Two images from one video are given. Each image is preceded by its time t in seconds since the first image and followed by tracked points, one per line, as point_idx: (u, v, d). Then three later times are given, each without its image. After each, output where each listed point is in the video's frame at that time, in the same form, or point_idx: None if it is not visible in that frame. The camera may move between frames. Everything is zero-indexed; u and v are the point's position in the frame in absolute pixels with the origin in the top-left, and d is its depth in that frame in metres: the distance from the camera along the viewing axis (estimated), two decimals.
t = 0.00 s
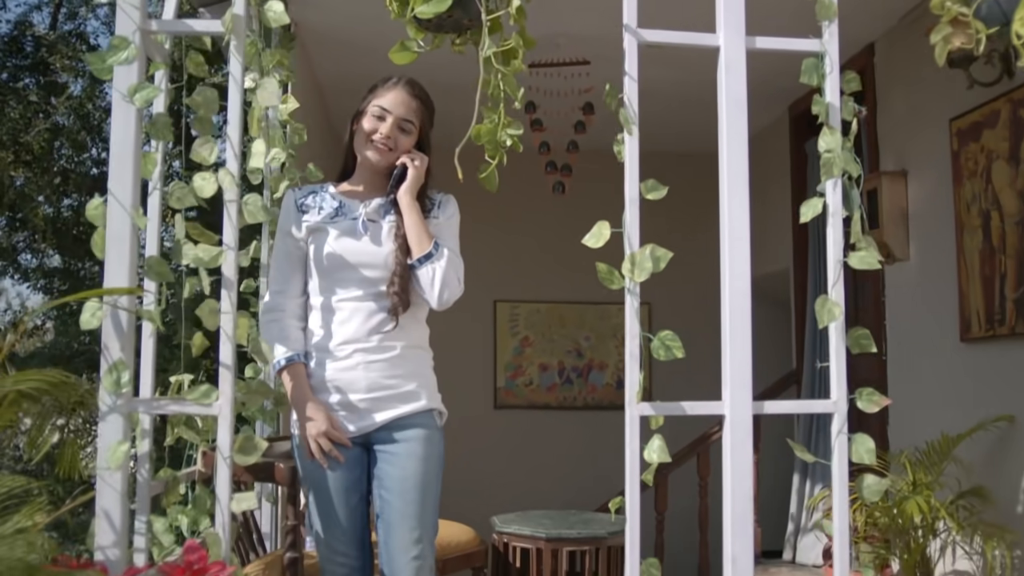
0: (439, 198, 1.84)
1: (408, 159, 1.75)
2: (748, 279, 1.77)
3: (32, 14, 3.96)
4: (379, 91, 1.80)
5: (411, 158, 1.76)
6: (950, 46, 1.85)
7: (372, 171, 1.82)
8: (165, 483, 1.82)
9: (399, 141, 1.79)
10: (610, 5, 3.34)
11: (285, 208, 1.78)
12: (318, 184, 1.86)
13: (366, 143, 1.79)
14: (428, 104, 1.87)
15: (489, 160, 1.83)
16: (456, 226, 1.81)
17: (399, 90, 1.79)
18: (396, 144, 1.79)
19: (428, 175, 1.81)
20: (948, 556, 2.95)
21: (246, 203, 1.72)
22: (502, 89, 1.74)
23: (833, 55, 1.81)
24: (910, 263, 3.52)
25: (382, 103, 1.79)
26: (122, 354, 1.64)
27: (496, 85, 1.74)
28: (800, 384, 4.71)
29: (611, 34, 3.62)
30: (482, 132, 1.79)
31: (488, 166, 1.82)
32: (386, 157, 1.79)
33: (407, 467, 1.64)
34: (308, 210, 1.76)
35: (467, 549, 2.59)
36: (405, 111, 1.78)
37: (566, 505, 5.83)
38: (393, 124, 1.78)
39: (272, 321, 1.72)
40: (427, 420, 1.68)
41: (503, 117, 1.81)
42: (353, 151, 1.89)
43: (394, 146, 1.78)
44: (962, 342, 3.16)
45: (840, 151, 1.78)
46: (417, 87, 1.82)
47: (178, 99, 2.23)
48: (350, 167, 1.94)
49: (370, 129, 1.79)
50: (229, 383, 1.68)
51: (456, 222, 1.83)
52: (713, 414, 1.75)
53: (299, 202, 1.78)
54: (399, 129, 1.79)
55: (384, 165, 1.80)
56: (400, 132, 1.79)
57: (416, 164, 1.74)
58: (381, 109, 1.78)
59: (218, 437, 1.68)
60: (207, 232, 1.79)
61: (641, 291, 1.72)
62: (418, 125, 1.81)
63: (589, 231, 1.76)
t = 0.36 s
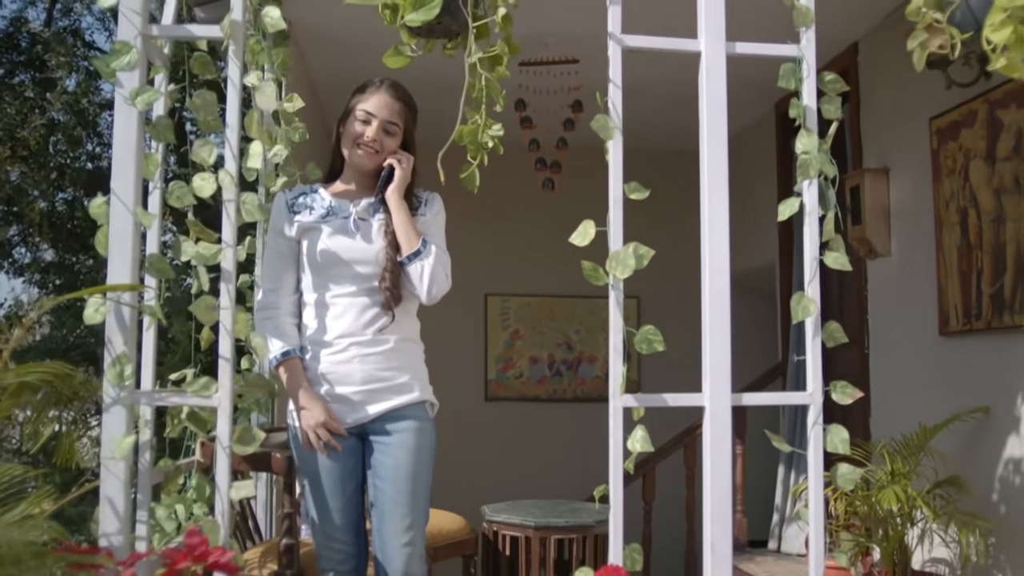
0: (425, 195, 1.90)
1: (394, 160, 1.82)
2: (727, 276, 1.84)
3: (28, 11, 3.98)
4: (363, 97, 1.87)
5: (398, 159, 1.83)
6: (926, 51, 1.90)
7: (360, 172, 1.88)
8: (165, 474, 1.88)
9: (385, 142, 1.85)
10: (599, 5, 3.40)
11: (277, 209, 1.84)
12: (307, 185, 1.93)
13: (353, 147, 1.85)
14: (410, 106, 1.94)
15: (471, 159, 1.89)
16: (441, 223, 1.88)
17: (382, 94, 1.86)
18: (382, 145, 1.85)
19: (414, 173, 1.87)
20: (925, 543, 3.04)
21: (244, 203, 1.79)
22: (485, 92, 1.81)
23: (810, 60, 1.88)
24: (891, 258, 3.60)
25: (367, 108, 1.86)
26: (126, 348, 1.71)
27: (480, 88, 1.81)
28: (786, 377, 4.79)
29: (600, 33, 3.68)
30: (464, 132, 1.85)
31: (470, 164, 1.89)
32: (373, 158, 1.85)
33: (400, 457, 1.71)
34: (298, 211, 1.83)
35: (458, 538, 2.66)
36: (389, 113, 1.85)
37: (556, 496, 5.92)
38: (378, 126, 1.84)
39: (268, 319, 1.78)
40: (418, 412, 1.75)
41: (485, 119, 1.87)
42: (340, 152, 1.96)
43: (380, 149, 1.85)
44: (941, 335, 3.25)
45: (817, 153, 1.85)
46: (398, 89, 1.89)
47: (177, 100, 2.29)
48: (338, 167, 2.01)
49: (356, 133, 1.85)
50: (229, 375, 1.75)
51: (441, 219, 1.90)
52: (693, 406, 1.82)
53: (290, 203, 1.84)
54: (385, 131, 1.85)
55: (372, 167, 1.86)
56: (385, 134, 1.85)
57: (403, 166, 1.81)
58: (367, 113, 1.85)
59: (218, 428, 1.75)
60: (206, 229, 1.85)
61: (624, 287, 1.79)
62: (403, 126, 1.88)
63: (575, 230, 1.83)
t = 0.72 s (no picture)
0: (417, 193, 1.95)
1: (384, 158, 1.87)
2: (710, 274, 1.90)
3: (25, 9, 4.02)
4: (358, 98, 1.94)
5: (386, 157, 1.87)
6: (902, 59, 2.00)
7: (355, 172, 1.95)
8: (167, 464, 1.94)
9: (375, 141, 1.91)
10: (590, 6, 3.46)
11: (275, 211, 1.91)
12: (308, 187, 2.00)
13: (347, 146, 1.92)
14: (405, 106, 1.99)
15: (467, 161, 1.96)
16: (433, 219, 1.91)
17: (375, 95, 1.93)
18: (371, 144, 1.91)
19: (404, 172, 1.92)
20: (906, 532, 3.12)
21: (244, 203, 1.85)
22: (482, 96, 1.87)
23: (790, 66, 1.95)
24: (875, 255, 3.68)
25: (360, 108, 1.92)
26: (129, 344, 1.78)
27: (473, 92, 1.88)
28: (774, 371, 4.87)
29: (591, 33, 3.74)
30: (461, 135, 1.91)
31: (465, 166, 1.95)
32: (364, 158, 1.92)
33: (393, 449, 1.77)
34: (296, 213, 1.90)
35: (449, 527, 2.73)
36: (380, 113, 1.90)
37: (547, 488, 6.00)
38: (369, 125, 1.90)
39: (269, 314, 1.86)
40: (412, 406, 1.80)
41: (480, 122, 1.94)
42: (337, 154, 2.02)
43: (370, 147, 1.91)
44: (922, 331, 3.32)
45: (796, 155, 1.92)
46: (390, 93, 1.95)
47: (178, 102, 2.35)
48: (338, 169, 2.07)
49: (349, 132, 1.92)
50: (229, 369, 1.81)
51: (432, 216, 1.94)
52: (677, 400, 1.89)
53: (287, 205, 1.92)
54: (375, 130, 1.91)
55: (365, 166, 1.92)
56: (376, 133, 1.91)
57: (390, 163, 1.85)
58: (359, 113, 1.91)
59: (218, 421, 1.82)
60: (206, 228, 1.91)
61: (610, 284, 1.85)
62: (394, 126, 1.93)
63: (563, 229, 1.89)
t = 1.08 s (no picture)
0: (419, 198, 1.98)
1: (371, 161, 1.90)
2: (696, 273, 1.97)
3: (24, 10, 4.06)
4: (340, 109, 1.98)
5: (375, 161, 1.90)
6: (877, 65, 2.12)
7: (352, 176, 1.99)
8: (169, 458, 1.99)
9: (360, 148, 1.95)
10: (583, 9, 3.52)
11: (285, 214, 1.99)
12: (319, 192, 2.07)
13: (337, 156, 1.97)
14: (393, 107, 2.01)
15: (466, 164, 2.02)
16: (429, 220, 1.94)
17: (353, 102, 1.96)
18: (357, 150, 1.95)
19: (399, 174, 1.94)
20: (890, 526, 3.18)
21: (244, 205, 1.91)
22: (473, 101, 1.93)
23: (774, 72, 2.01)
24: (862, 254, 3.74)
25: (342, 118, 1.97)
26: (133, 341, 1.83)
27: (468, 98, 1.93)
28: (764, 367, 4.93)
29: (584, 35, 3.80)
30: (457, 139, 1.98)
31: (465, 169, 2.01)
32: (356, 166, 1.97)
33: (379, 445, 1.82)
34: (304, 215, 1.97)
35: (443, 520, 2.79)
36: (359, 120, 1.94)
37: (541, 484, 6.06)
38: (352, 134, 1.95)
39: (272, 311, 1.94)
40: (398, 403, 1.85)
41: (476, 126, 1.99)
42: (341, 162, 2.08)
43: (356, 154, 1.95)
44: (908, 328, 3.39)
45: (780, 159, 1.99)
46: (371, 96, 1.97)
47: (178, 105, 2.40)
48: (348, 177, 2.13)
49: (336, 142, 1.97)
50: (229, 367, 1.88)
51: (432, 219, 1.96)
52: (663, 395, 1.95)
53: (296, 207, 2.00)
54: (359, 136, 1.95)
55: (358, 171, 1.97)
56: (359, 140, 1.95)
57: (378, 166, 1.88)
58: (341, 122, 1.96)
59: (220, 415, 1.88)
60: (208, 229, 1.98)
61: (599, 284, 1.91)
62: (380, 128, 1.96)
63: (554, 230, 1.95)
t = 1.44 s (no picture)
0: (416, 203, 2.03)
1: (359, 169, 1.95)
2: (683, 275, 2.02)
3: (23, 12, 4.02)
4: (320, 124, 2.01)
5: (366, 170, 1.94)
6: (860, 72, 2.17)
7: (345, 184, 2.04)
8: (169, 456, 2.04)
9: (345, 158, 1.99)
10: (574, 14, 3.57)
11: (283, 213, 2.03)
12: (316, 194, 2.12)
13: (328, 168, 2.02)
14: (372, 109, 2.04)
15: (450, 168, 2.08)
16: (428, 228, 2.00)
17: (331, 115, 1.99)
18: (345, 161, 1.99)
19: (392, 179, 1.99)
20: (876, 521, 3.24)
21: (244, 209, 1.99)
22: (467, 108, 1.99)
23: (759, 79, 2.07)
24: (850, 254, 3.80)
25: (325, 132, 2.00)
26: (136, 340, 1.88)
27: (460, 105, 1.99)
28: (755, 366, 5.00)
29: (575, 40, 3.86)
30: (446, 145, 2.03)
31: (448, 173, 2.07)
32: (347, 175, 2.01)
33: (378, 441, 1.88)
34: (302, 219, 2.01)
35: (437, 516, 2.84)
36: (341, 131, 1.98)
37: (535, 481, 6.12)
38: (336, 146, 1.99)
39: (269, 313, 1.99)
40: (397, 401, 1.91)
41: (464, 132, 2.05)
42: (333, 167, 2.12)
43: (345, 164, 1.99)
44: (894, 327, 3.45)
45: (765, 163, 2.04)
46: (349, 103, 2.00)
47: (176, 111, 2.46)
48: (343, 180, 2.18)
49: (324, 156, 2.01)
50: (229, 366, 1.93)
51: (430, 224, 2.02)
52: (651, 393, 2.01)
53: (294, 208, 2.03)
54: (344, 146, 1.99)
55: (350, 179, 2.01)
56: (343, 150, 1.99)
57: (369, 175, 1.93)
58: (324, 137, 2.00)
59: (220, 413, 1.93)
60: (208, 233, 2.03)
61: (589, 285, 1.97)
62: (362, 135, 2.00)
63: (545, 233, 2.01)
